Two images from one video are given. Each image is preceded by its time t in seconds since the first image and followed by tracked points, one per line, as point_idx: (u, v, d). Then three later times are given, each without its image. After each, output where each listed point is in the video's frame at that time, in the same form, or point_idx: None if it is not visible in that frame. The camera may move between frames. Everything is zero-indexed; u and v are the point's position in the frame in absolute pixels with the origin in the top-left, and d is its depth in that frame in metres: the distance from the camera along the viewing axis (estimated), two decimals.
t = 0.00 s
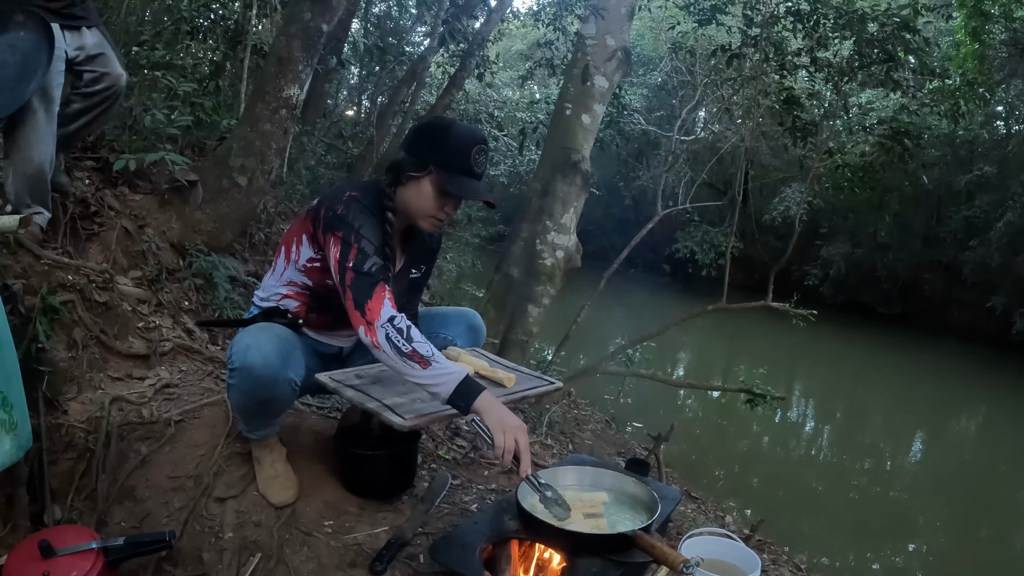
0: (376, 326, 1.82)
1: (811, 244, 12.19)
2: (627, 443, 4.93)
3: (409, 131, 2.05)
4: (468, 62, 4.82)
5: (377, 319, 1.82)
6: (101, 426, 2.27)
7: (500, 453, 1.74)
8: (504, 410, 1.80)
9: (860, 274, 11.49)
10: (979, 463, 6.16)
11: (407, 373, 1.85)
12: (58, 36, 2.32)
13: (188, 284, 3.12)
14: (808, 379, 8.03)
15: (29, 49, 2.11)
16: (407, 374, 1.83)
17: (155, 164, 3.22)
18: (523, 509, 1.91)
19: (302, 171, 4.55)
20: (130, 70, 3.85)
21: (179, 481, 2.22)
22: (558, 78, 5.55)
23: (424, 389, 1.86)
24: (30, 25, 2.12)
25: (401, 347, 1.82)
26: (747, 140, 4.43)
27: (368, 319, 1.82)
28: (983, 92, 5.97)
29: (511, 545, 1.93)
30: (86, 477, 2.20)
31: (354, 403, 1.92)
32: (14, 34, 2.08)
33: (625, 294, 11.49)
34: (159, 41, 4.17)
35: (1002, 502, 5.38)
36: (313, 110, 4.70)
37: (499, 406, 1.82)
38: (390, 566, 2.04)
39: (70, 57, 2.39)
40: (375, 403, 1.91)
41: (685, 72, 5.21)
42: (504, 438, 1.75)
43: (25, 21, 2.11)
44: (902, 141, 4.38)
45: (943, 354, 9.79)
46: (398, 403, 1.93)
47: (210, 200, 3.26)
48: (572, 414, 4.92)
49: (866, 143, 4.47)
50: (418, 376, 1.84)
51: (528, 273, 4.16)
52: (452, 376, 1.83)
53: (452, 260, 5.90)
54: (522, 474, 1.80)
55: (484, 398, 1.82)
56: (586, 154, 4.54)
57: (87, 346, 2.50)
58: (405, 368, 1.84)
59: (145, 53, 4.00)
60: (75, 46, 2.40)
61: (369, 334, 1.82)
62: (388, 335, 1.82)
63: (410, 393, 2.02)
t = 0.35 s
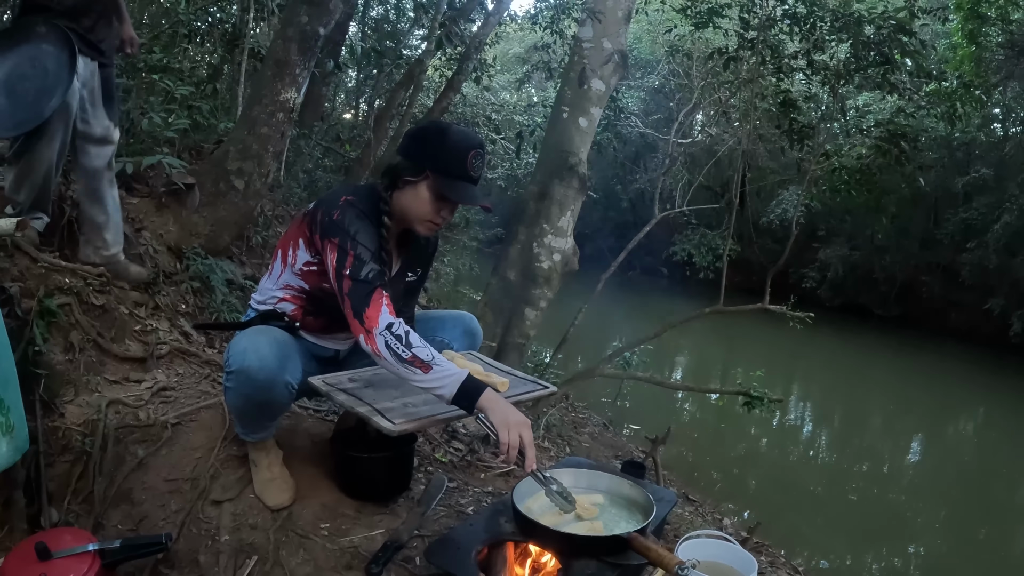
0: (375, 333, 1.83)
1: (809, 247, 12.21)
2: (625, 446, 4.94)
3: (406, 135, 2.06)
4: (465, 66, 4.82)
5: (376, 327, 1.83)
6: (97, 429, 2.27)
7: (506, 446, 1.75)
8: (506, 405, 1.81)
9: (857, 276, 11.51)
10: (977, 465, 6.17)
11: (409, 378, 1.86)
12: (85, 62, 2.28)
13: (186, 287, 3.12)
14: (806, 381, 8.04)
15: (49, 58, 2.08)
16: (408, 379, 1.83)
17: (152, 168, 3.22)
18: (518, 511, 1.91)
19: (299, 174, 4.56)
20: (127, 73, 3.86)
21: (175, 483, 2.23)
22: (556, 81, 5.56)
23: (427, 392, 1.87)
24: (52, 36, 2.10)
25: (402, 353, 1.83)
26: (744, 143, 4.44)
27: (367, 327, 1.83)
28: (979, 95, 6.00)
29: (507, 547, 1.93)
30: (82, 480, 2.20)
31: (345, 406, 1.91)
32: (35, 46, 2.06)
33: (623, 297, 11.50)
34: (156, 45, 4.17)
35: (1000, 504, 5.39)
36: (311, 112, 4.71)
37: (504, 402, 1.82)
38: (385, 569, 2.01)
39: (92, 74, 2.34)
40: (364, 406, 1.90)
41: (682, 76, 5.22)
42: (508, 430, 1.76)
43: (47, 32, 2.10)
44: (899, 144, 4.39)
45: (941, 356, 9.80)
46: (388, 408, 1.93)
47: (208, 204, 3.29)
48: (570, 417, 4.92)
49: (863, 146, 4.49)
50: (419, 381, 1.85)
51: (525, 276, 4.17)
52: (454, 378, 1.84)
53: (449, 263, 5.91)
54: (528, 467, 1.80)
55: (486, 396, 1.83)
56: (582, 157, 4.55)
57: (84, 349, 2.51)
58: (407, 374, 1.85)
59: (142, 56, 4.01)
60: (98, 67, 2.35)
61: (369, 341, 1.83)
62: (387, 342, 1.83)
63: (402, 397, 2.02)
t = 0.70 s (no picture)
0: (364, 336, 1.83)
1: (808, 249, 12.22)
2: (624, 448, 4.94)
3: (404, 138, 2.05)
4: (464, 68, 4.82)
5: (366, 330, 1.84)
6: (97, 431, 2.28)
7: (497, 443, 1.75)
8: (498, 405, 1.83)
9: (857, 279, 11.51)
10: (976, 467, 6.18)
11: (400, 380, 1.86)
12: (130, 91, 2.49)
13: (185, 289, 3.12)
14: (805, 384, 8.04)
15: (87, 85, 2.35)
16: (399, 380, 1.84)
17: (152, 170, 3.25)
18: (516, 513, 1.92)
19: (298, 176, 4.56)
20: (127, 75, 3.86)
21: (174, 485, 2.24)
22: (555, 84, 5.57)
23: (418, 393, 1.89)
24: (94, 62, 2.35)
25: (391, 355, 1.84)
26: (743, 145, 4.45)
27: (358, 331, 1.84)
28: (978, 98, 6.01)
29: (505, 548, 1.94)
30: (82, 481, 2.21)
31: (345, 415, 1.92)
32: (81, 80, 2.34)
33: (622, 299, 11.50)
34: (156, 47, 4.18)
35: (998, 507, 5.40)
36: (310, 115, 4.71)
37: (496, 401, 1.84)
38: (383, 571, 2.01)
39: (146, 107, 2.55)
40: (364, 415, 1.91)
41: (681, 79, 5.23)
42: (499, 427, 1.77)
43: (91, 54, 2.36)
44: (898, 146, 4.39)
45: (940, 359, 9.81)
46: (387, 415, 1.94)
47: (207, 206, 3.29)
48: (569, 420, 4.93)
49: (861, 148, 4.50)
50: (411, 382, 1.86)
51: (524, 279, 4.17)
52: (444, 378, 1.86)
53: (449, 265, 5.91)
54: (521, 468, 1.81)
55: (478, 395, 1.84)
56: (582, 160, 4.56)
57: (84, 350, 2.51)
58: (398, 375, 1.86)
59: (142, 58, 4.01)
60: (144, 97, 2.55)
61: (359, 345, 1.84)
62: (378, 345, 1.84)
63: (401, 404, 2.03)
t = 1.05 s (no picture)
0: (269, 295, 1.92)
1: (810, 253, 12.21)
2: (624, 451, 4.94)
3: (414, 138, 2.07)
4: (466, 71, 4.83)
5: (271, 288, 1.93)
6: (98, 432, 2.28)
7: (437, 362, 1.94)
8: (409, 328, 1.94)
9: (858, 282, 11.51)
10: (977, 471, 6.18)
11: (308, 329, 1.94)
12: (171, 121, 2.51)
13: (186, 290, 3.12)
14: (806, 388, 8.04)
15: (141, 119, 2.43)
16: (304, 330, 1.91)
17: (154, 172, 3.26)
18: (516, 515, 1.92)
19: (300, 178, 4.57)
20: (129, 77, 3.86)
21: (175, 486, 2.24)
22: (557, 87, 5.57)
23: (331, 337, 1.96)
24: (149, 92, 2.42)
25: (293, 307, 1.91)
26: (745, 148, 4.46)
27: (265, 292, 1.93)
28: (979, 101, 6.02)
29: (505, 551, 1.94)
30: (83, 482, 2.21)
31: (347, 418, 1.92)
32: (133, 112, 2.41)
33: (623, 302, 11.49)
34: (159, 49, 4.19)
35: (999, 511, 5.39)
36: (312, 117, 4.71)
37: (410, 323, 1.97)
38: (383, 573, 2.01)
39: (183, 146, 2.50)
40: (366, 418, 1.91)
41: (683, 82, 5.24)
42: (430, 349, 1.93)
43: (145, 86, 2.41)
44: (899, 150, 4.40)
45: (941, 363, 9.80)
46: (389, 419, 1.93)
47: (208, 208, 3.29)
48: (569, 423, 4.92)
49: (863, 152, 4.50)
50: (317, 329, 1.93)
51: (526, 281, 4.18)
52: (347, 318, 1.92)
53: (450, 268, 5.91)
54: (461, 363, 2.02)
55: (386, 325, 1.93)
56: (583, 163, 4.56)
57: (85, 351, 2.52)
58: (304, 325, 1.92)
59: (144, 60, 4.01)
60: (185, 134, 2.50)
61: (267, 305, 1.93)
62: (280, 301, 1.91)
63: (403, 407, 2.03)
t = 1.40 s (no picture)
0: (253, 283, 1.94)
1: (812, 257, 12.20)
2: (627, 455, 4.94)
3: (421, 139, 2.07)
4: (469, 74, 4.83)
5: (257, 276, 1.94)
6: (102, 433, 2.29)
7: (417, 363, 1.98)
8: (389, 328, 1.98)
9: (860, 286, 11.49)
10: (980, 476, 6.17)
11: (291, 322, 1.95)
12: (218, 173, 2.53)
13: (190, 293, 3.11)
14: (808, 392, 8.03)
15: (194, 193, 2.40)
16: (287, 322, 1.93)
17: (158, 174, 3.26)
18: (519, 518, 1.93)
19: (303, 180, 4.57)
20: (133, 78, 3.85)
21: (179, 487, 2.24)
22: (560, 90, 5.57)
23: (312, 331, 1.98)
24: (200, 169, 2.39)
25: (278, 298, 1.93)
26: (748, 152, 4.46)
27: (249, 279, 1.94)
28: (982, 105, 6.02)
29: (508, 554, 1.94)
30: (86, 483, 2.22)
31: (346, 424, 1.92)
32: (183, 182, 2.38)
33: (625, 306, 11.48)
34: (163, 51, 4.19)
35: (1002, 515, 5.38)
36: (315, 120, 4.72)
37: (385, 325, 2.00)
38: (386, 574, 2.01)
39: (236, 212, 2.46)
40: (365, 424, 1.91)
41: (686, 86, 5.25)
42: (409, 350, 1.97)
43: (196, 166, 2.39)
44: (901, 154, 4.40)
45: (944, 367, 9.78)
46: (389, 425, 1.94)
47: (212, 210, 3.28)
48: (571, 426, 4.92)
49: (866, 156, 4.51)
50: (300, 322, 1.95)
51: (528, 285, 4.18)
52: (334, 313, 1.95)
53: (453, 271, 5.91)
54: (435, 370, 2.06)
55: (369, 323, 1.97)
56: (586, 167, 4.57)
57: (88, 353, 2.53)
58: (288, 317, 1.94)
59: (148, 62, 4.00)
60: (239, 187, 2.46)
61: (248, 293, 1.94)
62: (264, 291, 1.93)
63: (403, 414, 2.03)
